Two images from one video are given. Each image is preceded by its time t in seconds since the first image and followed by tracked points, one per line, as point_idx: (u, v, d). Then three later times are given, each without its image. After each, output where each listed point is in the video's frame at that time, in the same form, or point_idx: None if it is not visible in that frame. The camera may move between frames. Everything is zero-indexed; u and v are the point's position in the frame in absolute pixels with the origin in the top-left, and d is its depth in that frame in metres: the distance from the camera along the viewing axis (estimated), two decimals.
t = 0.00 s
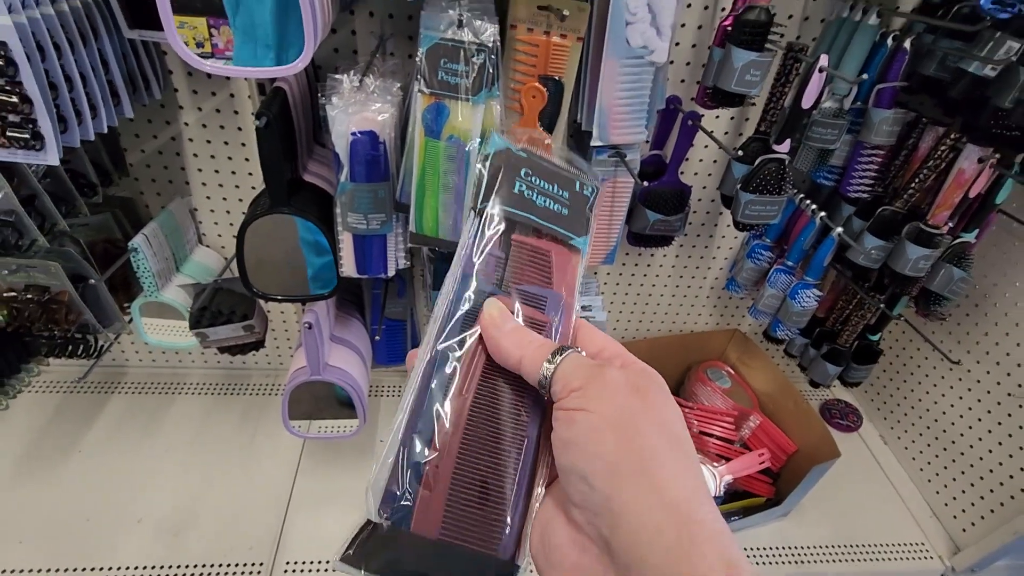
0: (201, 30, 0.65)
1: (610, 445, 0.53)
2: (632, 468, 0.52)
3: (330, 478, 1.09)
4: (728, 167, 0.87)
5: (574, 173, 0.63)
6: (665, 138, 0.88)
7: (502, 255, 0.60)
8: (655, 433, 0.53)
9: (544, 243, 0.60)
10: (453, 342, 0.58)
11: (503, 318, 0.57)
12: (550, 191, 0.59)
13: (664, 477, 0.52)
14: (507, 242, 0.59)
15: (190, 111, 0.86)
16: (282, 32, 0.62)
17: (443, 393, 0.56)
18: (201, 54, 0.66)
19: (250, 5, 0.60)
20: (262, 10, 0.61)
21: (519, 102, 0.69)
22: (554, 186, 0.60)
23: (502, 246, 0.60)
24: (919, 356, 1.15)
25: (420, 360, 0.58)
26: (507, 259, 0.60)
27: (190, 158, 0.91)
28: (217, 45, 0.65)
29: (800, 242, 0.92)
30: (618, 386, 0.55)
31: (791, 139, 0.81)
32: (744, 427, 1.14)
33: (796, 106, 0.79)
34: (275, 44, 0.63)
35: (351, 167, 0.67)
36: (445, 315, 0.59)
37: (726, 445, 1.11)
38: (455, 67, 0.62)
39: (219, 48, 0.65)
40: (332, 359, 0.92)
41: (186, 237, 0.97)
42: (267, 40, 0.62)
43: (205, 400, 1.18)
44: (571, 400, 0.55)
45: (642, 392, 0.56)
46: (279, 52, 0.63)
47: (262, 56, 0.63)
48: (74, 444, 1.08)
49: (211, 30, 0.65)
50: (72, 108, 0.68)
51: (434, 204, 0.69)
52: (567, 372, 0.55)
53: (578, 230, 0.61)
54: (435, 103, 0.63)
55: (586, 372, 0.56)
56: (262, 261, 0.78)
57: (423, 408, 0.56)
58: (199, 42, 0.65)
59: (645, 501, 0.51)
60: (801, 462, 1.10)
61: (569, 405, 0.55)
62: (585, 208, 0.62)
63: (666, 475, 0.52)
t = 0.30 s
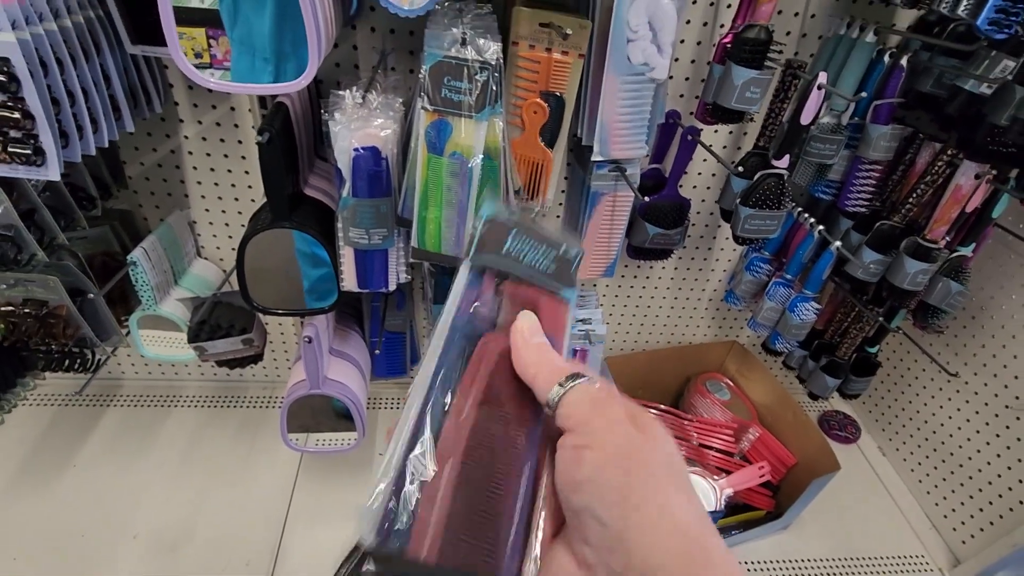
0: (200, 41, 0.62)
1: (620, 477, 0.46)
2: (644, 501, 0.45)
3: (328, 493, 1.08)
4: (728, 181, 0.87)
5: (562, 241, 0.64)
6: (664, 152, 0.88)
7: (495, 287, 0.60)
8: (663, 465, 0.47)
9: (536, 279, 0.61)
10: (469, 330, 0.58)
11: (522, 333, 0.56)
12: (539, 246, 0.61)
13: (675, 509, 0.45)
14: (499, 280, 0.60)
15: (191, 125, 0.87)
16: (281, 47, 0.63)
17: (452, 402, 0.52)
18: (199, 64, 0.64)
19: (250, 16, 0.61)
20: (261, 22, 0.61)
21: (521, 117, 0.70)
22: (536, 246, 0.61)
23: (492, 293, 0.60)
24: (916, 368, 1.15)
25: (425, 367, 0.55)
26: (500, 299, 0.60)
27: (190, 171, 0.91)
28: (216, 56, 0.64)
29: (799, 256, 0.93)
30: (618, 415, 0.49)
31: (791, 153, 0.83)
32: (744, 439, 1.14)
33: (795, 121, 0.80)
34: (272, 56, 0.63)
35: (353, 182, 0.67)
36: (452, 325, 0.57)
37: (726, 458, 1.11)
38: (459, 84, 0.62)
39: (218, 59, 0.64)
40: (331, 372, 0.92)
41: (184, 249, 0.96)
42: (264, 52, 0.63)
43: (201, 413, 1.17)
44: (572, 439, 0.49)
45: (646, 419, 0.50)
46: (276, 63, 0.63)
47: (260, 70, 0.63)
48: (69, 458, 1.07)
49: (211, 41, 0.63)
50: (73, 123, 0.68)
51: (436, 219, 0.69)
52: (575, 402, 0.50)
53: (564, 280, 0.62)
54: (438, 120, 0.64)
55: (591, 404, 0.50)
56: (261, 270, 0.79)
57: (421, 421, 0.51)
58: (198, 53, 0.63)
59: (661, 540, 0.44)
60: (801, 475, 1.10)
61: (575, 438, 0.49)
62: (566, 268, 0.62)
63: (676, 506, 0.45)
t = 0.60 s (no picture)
0: (194, 47, 0.62)
1: (587, 486, 0.52)
2: (610, 506, 0.52)
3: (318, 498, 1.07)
4: (714, 186, 0.88)
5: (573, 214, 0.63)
6: (652, 157, 0.89)
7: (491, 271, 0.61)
8: (624, 468, 0.54)
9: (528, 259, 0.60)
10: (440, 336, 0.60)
11: (437, 395, 0.56)
12: (547, 221, 0.61)
13: (638, 507, 0.52)
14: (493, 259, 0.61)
15: (180, 130, 0.87)
16: (272, 53, 0.63)
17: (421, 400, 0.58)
18: (192, 71, 0.63)
19: (240, 24, 0.62)
20: (251, 29, 0.62)
21: (508, 122, 0.71)
22: (550, 217, 0.61)
23: (496, 269, 0.61)
24: (903, 371, 1.16)
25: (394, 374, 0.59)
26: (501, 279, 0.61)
27: (179, 176, 0.91)
28: (209, 62, 0.63)
29: (785, 260, 0.93)
30: (576, 425, 0.55)
31: (776, 158, 0.84)
32: (734, 443, 1.14)
33: (780, 128, 0.81)
34: (266, 63, 0.63)
35: (341, 188, 0.68)
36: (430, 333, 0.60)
37: (716, 462, 1.11)
38: (445, 90, 0.63)
39: (211, 66, 0.64)
40: (320, 377, 0.92)
41: (174, 255, 0.96)
42: (257, 59, 0.63)
43: (191, 419, 1.17)
44: (536, 448, 0.54)
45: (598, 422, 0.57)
46: (270, 71, 0.64)
47: (252, 77, 0.63)
48: (57, 465, 1.06)
49: (204, 47, 0.62)
50: (62, 129, 0.68)
51: (423, 223, 0.69)
52: (523, 419, 0.54)
53: (571, 253, 0.60)
54: (424, 125, 0.64)
55: (541, 417, 0.55)
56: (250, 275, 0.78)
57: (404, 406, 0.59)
58: (191, 59, 0.63)
59: (626, 538, 0.51)
60: (791, 478, 1.11)
61: (536, 453, 0.54)
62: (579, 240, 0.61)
63: (637, 507, 0.52)
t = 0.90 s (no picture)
0: (190, 52, 0.62)
1: (610, 494, 0.52)
2: (632, 514, 0.51)
3: (313, 505, 1.07)
4: (709, 193, 0.88)
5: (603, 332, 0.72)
6: (647, 164, 0.89)
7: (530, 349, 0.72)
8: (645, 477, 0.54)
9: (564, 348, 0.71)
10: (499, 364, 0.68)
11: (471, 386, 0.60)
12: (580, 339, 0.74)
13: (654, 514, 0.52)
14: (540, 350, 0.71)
15: (175, 136, 0.86)
16: (268, 61, 0.63)
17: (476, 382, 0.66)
18: (187, 76, 0.63)
19: (237, 30, 0.62)
20: (248, 36, 0.62)
21: (504, 130, 0.71)
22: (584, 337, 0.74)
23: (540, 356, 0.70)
24: (898, 377, 1.16)
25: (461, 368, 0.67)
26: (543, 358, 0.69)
27: (174, 182, 0.91)
28: (205, 67, 0.63)
29: (780, 266, 0.94)
30: (602, 436, 0.55)
31: (770, 166, 0.85)
32: (730, 449, 1.14)
33: (774, 135, 0.83)
34: (263, 70, 0.63)
35: (336, 194, 0.68)
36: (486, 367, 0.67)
37: (712, 467, 1.11)
38: (440, 97, 0.63)
39: (207, 71, 0.63)
40: (315, 384, 0.91)
41: (169, 260, 0.96)
42: (254, 65, 0.63)
43: (184, 425, 1.16)
44: (562, 455, 0.53)
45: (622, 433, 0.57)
46: (267, 78, 0.63)
47: (249, 83, 0.64)
48: (49, 472, 1.05)
49: (200, 52, 0.62)
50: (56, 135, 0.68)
51: (419, 230, 0.69)
52: (551, 421, 0.54)
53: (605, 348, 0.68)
54: (420, 132, 0.64)
55: (569, 422, 0.55)
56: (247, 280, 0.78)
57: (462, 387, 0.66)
58: (187, 64, 0.63)
59: (640, 545, 0.50)
60: (787, 483, 1.10)
61: (562, 457, 0.53)
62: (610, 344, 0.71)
63: (657, 516, 0.52)
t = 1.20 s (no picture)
0: (189, 55, 0.62)
1: (554, 522, 0.50)
2: (580, 538, 0.49)
3: (310, 509, 1.07)
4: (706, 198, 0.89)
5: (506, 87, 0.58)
6: (645, 169, 0.90)
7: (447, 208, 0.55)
8: (597, 495, 0.51)
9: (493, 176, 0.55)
10: (421, 298, 0.56)
11: (432, 462, 0.60)
12: (466, 115, 0.56)
13: (613, 533, 0.49)
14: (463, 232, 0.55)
15: (174, 139, 0.87)
16: (268, 64, 0.63)
17: (420, 393, 0.59)
18: (187, 79, 0.64)
19: (237, 35, 0.62)
20: (248, 39, 0.62)
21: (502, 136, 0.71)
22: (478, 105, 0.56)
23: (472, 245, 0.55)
24: (894, 381, 1.17)
25: (404, 380, 0.59)
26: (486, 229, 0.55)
27: (172, 186, 0.91)
28: (205, 71, 0.63)
29: (777, 271, 0.94)
30: (547, 463, 0.53)
31: (766, 172, 0.85)
32: (727, 453, 1.13)
33: (770, 141, 0.82)
34: (263, 74, 0.63)
35: (335, 198, 0.68)
36: (413, 303, 0.56)
37: (710, 472, 1.11)
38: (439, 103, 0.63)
39: (206, 74, 0.64)
40: (313, 388, 0.91)
41: (166, 264, 0.96)
42: (256, 69, 0.63)
43: (181, 429, 1.16)
44: (513, 494, 0.53)
45: (574, 452, 0.55)
46: (267, 82, 0.63)
47: (250, 87, 0.64)
48: (44, 476, 1.05)
49: (199, 56, 0.63)
50: (54, 139, 0.68)
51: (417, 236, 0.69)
52: (502, 461, 0.55)
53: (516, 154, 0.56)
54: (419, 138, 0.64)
55: (516, 461, 0.54)
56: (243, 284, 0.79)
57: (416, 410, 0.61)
58: (186, 68, 0.63)
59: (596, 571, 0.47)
60: (784, 488, 1.10)
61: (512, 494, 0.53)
62: (494, 79, 0.57)
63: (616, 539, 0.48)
